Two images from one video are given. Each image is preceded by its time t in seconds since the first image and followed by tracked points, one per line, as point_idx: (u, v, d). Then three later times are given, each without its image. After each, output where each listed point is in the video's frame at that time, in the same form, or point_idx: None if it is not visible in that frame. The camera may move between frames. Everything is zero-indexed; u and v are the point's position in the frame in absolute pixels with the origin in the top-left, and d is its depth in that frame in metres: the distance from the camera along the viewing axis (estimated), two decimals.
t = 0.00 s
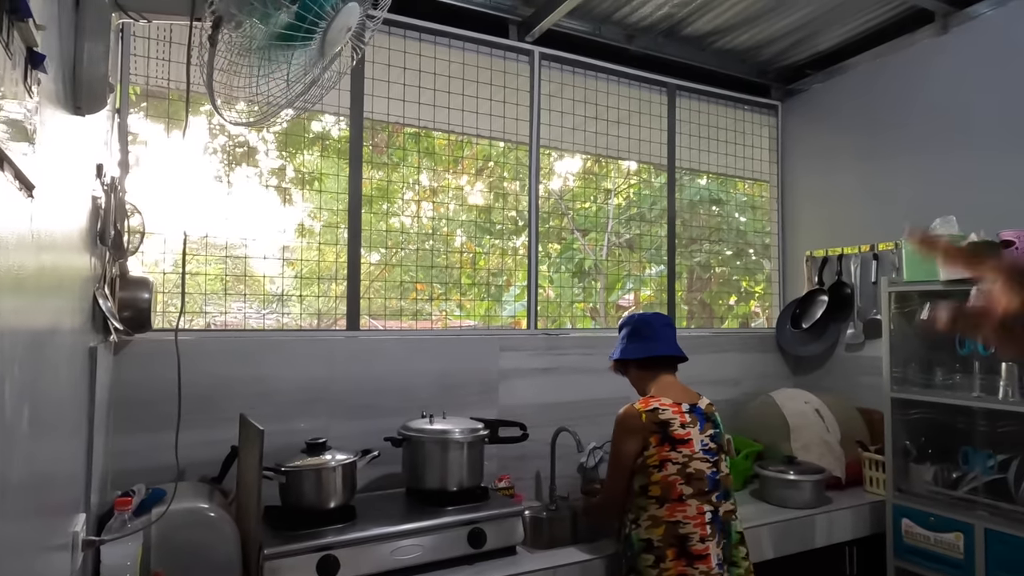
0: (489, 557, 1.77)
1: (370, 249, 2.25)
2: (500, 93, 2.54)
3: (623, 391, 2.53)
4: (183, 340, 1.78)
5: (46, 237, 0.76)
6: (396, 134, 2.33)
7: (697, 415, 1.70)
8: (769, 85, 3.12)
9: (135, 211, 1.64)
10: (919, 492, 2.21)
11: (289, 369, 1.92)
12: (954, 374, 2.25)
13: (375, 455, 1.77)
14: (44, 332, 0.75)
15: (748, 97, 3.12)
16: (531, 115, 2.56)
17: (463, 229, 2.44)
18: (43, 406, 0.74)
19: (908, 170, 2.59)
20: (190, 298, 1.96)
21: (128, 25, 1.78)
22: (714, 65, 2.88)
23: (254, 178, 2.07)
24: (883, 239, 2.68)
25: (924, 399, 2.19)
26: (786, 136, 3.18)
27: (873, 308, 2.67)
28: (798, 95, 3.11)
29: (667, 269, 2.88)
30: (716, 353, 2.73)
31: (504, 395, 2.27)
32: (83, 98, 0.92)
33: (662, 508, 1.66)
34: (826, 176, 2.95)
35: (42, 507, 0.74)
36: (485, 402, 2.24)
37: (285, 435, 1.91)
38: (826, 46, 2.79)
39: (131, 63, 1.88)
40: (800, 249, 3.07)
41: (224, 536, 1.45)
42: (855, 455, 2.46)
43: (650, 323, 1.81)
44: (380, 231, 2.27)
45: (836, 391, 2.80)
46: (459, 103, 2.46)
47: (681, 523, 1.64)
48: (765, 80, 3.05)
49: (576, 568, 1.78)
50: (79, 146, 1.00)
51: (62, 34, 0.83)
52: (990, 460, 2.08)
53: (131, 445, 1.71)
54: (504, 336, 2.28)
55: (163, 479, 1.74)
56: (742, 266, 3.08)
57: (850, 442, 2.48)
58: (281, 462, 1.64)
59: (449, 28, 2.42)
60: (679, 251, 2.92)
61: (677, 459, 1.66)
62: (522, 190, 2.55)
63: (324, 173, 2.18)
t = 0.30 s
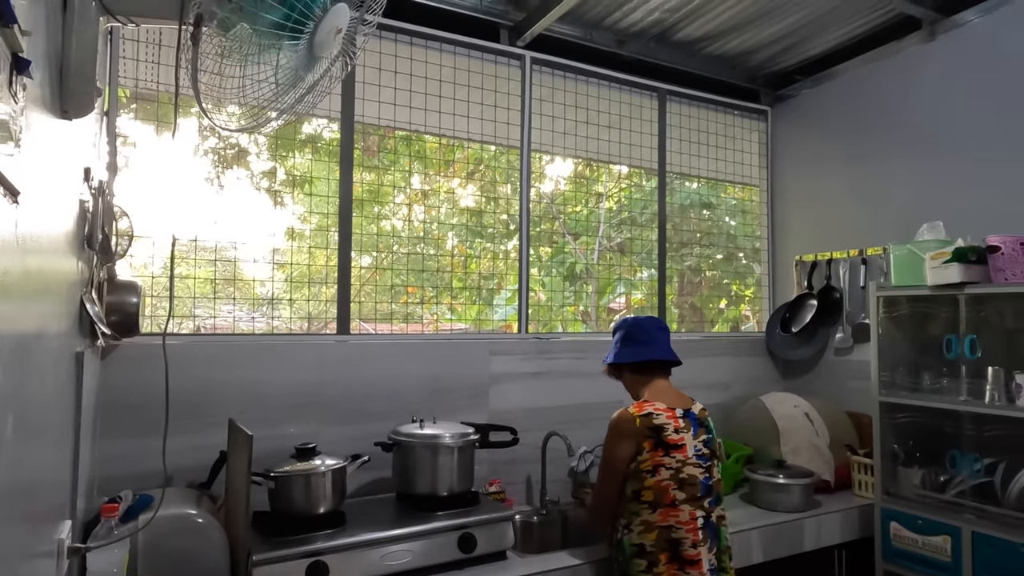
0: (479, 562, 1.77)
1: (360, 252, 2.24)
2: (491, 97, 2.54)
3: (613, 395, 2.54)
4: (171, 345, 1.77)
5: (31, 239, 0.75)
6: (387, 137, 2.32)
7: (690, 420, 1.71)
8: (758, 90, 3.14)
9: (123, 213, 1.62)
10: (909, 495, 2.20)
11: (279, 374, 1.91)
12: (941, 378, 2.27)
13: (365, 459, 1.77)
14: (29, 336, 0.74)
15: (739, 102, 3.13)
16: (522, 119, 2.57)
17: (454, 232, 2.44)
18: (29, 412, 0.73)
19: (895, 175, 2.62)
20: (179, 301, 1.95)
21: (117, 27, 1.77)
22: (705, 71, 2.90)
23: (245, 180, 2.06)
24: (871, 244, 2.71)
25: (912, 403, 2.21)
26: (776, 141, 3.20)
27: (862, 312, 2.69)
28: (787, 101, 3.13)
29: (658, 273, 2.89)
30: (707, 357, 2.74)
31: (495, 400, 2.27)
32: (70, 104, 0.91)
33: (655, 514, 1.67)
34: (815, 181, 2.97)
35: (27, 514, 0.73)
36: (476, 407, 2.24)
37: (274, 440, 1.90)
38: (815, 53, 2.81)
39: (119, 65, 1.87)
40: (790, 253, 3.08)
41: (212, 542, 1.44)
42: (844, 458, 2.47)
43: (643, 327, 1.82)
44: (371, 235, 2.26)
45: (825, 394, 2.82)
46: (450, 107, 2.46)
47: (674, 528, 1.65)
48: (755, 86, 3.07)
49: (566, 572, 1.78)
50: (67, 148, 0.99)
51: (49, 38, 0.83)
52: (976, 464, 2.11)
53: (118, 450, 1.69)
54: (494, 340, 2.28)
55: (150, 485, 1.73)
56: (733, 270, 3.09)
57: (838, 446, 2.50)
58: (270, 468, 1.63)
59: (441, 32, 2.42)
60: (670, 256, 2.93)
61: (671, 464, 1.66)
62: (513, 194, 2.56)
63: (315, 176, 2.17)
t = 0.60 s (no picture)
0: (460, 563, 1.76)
1: (342, 252, 2.22)
2: (474, 97, 2.54)
3: (595, 395, 2.55)
4: (149, 345, 1.75)
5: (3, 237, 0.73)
6: (369, 136, 2.31)
7: (673, 420, 1.73)
8: (738, 93, 3.18)
9: (99, 210, 1.60)
10: (883, 493, 2.25)
11: (259, 374, 1.90)
12: (916, 378, 2.31)
13: (346, 460, 1.76)
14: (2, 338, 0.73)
15: (719, 105, 3.16)
16: (505, 119, 2.57)
17: (436, 232, 2.43)
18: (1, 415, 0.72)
19: (871, 178, 2.66)
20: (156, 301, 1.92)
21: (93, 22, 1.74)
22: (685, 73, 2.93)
23: (224, 178, 2.04)
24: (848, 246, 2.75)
25: (888, 403, 2.24)
26: (755, 143, 3.23)
27: (838, 313, 2.73)
28: (766, 104, 3.17)
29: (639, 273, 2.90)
30: (687, 358, 2.76)
31: (477, 401, 2.27)
32: (46, 100, 0.90)
33: (638, 513, 1.68)
34: (793, 184, 3.01)
35: None
36: (457, 408, 2.23)
37: (254, 441, 1.88)
38: (794, 57, 2.85)
39: (95, 61, 1.84)
40: (769, 255, 3.12)
41: (190, 544, 1.42)
42: (821, 457, 2.51)
43: (626, 327, 1.83)
44: (352, 235, 2.25)
45: (803, 394, 2.85)
46: (432, 106, 2.45)
47: (656, 527, 1.66)
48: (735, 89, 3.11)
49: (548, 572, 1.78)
50: (41, 146, 0.97)
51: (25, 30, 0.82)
52: (949, 462, 2.14)
53: (94, 453, 1.67)
54: (476, 340, 2.28)
55: (127, 488, 1.70)
56: (713, 271, 3.12)
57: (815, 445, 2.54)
58: (250, 469, 1.61)
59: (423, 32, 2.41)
60: (651, 257, 2.95)
61: (655, 464, 1.67)
62: (496, 194, 2.56)
63: (295, 174, 2.16)
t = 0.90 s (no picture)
0: (410, 554, 1.76)
1: (286, 241, 2.17)
2: (425, 87, 2.52)
3: (544, 386, 2.57)
4: (82, 337, 1.68)
5: None
6: (315, 124, 2.27)
7: (620, 409, 1.77)
8: (685, 90, 3.24)
9: (25, 195, 1.51)
10: (817, 478, 2.35)
11: (201, 367, 1.84)
12: (848, 367, 2.43)
13: (292, 454, 1.73)
14: None
15: (666, 101, 3.22)
16: (456, 110, 2.55)
17: (384, 222, 2.40)
18: None
19: (809, 175, 2.76)
20: (88, 292, 1.84)
21: None
22: (635, 69, 2.97)
23: (161, 163, 1.96)
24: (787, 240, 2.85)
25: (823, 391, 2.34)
26: (700, 140, 3.31)
27: (777, 305, 2.83)
28: (711, 101, 3.25)
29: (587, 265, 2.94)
30: (633, 349, 2.82)
31: (426, 392, 2.26)
32: None
33: (586, 501, 1.70)
34: (736, 180, 3.09)
35: None
36: (407, 399, 2.22)
37: (196, 436, 1.83)
38: (737, 56, 2.93)
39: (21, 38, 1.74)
40: (712, 249, 3.20)
41: (128, 542, 1.38)
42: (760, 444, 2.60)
43: (576, 319, 1.86)
44: (298, 224, 2.20)
45: (743, 384, 2.95)
46: (382, 95, 2.42)
47: (604, 514, 1.69)
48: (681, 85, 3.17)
49: (497, 560, 1.79)
50: None
51: None
52: (878, 447, 2.27)
53: (23, 450, 1.59)
54: (426, 332, 2.27)
55: (61, 486, 1.63)
56: (658, 263, 3.19)
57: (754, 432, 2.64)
58: (191, 464, 1.57)
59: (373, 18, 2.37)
60: (599, 249, 2.99)
61: (602, 452, 1.70)
62: (445, 184, 2.54)
63: (238, 160, 2.09)
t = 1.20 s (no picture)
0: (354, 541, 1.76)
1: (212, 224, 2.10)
2: (366, 69, 2.48)
3: (484, 370, 2.60)
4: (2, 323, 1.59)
5: None
6: (245, 103, 2.19)
7: (561, 393, 1.81)
8: (622, 80, 3.31)
9: None
10: (743, 455, 2.48)
11: (133, 355, 1.78)
12: (773, 350, 2.56)
13: (231, 443, 1.69)
14: None
15: (604, 91, 3.28)
16: (398, 93, 2.53)
17: (317, 205, 2.36)
18: None
19: (740, 168, 2.88)
20: None
21: None
22: (576, 58, 3.00)
23: (75, 139, 1.87)
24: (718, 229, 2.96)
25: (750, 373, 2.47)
26: (637, 130, 3.39)
27: (709, 291, 2.95)
28: (648, 93, 3.32)
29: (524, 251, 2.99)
30: (570, 334, 2.89)
31: (367, 378, 2.25)
32: None
33: (528, 483, 1.74)
34: (670, 171, 3.19)
35: None
36: (348, 386, 2.21)
37: (128, 426, 1.77)
38: (673, 49, 3.01)
39: None
40: (648, 237, 3.29)
41: (59, 537, 1.33)
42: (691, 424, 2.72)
43: (519, 305, 1.89)
44: (227, 205, 2.14)
45: (676, 367, 3.07)
46: (322, 76, 2.37)
47: (545, 495, 1.74)
48: (619, 76, 3.23)
49: (439, 545, 1.78)
50: None
51: None
52: (799, 424, 2.42)
53: None
54: (367, 318, 2.26)
55: None
56: (594, 249, 3.27)
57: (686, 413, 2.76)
58: (125, 455, 1.52)
59: None
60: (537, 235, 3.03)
61: (544, 436, 1.75)
62: (383, 167, 2.51)
63: (160, 138, 2.01)
